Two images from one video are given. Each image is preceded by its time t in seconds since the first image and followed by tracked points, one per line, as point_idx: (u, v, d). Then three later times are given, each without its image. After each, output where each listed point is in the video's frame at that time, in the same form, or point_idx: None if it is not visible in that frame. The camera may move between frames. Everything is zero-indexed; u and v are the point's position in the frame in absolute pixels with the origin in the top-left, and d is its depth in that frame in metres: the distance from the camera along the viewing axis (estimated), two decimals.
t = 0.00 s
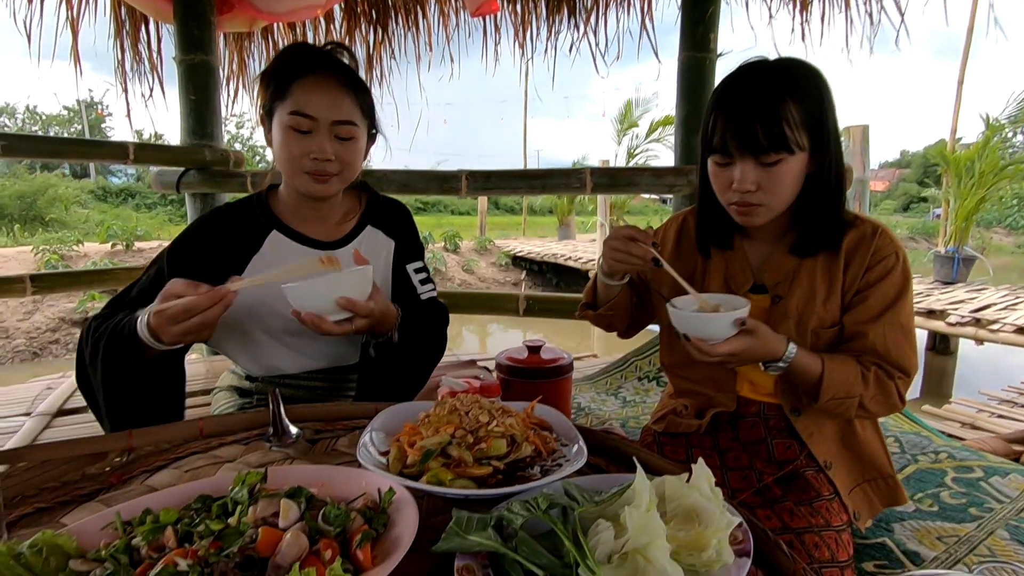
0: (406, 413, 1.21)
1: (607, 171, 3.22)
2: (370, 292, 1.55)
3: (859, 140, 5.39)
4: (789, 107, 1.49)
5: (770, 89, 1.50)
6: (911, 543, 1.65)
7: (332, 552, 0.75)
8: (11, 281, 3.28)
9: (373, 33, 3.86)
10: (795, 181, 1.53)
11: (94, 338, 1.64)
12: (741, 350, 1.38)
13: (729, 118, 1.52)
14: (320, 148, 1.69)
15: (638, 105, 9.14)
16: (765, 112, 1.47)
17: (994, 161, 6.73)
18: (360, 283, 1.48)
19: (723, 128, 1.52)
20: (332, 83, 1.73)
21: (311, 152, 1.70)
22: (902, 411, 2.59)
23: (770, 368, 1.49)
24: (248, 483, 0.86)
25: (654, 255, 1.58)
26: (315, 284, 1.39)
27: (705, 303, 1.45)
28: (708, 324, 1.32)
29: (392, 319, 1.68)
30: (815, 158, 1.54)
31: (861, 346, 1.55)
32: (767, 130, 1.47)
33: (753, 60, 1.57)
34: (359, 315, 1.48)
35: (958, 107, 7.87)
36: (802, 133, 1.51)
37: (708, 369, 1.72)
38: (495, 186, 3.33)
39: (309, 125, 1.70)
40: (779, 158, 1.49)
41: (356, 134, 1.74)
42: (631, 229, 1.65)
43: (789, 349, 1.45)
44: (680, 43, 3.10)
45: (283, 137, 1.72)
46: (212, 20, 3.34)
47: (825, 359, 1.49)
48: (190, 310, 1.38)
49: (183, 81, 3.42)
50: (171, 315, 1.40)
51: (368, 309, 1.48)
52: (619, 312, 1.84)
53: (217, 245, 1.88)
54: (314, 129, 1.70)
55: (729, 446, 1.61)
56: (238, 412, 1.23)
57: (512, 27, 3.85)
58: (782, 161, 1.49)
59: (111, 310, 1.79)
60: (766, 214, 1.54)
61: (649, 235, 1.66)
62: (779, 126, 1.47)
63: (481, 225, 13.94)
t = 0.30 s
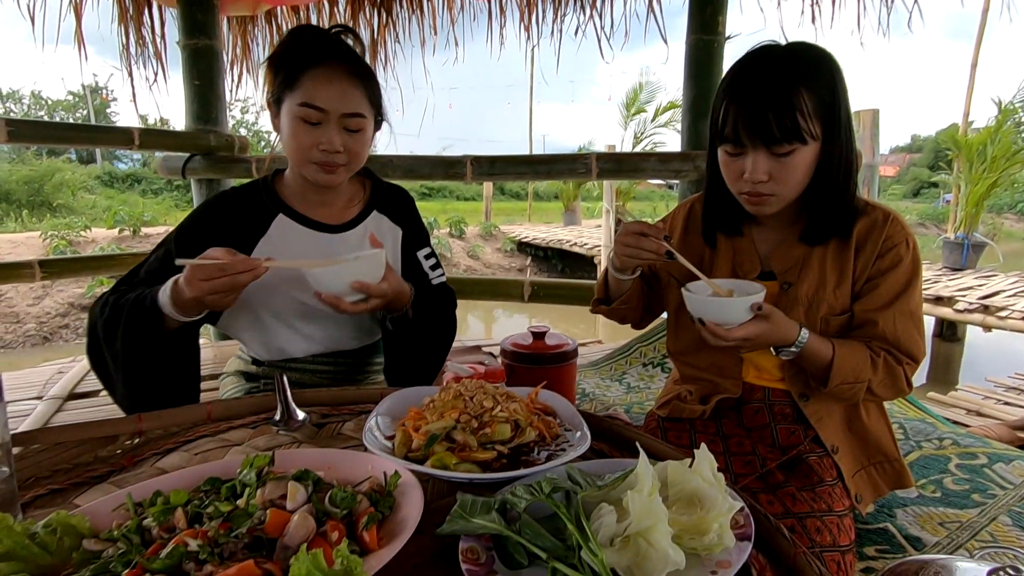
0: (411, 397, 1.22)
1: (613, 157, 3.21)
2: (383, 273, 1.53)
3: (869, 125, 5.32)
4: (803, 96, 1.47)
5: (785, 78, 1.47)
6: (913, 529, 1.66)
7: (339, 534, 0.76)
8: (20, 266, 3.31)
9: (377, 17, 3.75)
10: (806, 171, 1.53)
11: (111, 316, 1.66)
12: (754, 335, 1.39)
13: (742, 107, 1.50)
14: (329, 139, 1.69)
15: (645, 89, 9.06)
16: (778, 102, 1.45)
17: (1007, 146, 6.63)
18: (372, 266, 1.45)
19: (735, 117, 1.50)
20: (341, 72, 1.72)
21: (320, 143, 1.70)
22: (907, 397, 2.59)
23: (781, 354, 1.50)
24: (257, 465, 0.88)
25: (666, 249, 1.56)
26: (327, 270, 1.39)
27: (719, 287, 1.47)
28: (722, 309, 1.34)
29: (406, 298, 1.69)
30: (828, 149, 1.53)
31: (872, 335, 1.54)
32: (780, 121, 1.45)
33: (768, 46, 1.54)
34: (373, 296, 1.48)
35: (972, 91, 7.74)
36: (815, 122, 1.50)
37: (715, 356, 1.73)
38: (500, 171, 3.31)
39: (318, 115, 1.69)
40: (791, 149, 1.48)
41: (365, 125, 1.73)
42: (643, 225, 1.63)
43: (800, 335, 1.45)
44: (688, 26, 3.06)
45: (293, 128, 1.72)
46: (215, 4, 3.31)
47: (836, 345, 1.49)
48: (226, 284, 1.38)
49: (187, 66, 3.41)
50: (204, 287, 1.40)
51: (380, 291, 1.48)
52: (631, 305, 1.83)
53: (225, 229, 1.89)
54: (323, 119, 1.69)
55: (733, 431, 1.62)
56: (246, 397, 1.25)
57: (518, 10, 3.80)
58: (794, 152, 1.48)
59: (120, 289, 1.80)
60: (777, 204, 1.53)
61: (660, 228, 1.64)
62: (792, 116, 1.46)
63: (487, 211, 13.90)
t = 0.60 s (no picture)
0: (416, 391, 1.23)
1: (618, 151, 3.19)
2: (385, 240, 1.56)
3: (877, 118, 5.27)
4: (811, 94, 1.46)
5: (793, 76, 1.47)
6: (916, 524, 1.66)
7: (345, 525, 0.77)
8: (28, 259, 3.34)
9: (383, 10, 3.71)
10: (814, 168, 1.52)
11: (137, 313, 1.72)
12: (759, 329, 1.39)
13: (748, 105, 1.49)
14: (338, 132, 1.68)
15: (652, 82, 9.03)
16: (785, 101, 1.45)
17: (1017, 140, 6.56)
18: (375, 231, 1.47)
19: (742, 114, 1.50)
20: (347, 65, 1.72)
21: (327, 135, 1.70)
22: (913, 393, 2.59)
23: (786, 349, 1.50)
24: (264, 457, 0.89)
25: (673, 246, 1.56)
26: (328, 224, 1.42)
27: (725, 281, 1.47)
28: (726, 301, 1.35)
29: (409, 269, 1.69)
30: (838, 145, 1.52)
31: (878, 331, 1.54)
32: (788, 120, 1.45)
33: (776, 41, 1.53)
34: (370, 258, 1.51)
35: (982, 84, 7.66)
36: (823, 119, 1.49)
37: (720, 351, 1.74)
38: (505, 165, 3.30)
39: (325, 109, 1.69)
40: (799, 147, 1.47)
41: (374, 118, 1.73)
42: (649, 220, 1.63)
43: (805, 330, 1.45)
44: (694, 19, 3.04)
45: (301, 123, 1.72)
46: None
47: (841, 340, 1.49)
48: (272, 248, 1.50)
49: (193, 59, 3.40)
50: (252, 260, 1.51)
51: (378, 255, 1.52)
52: (635, 298, 1.83)
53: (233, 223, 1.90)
54: (331, 113, 1.69)
55: (737, 426, 1.62)
56: (253, 389, 1.26)
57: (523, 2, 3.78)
58: (801, 150, 1.47)
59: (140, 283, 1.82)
60: (783, 201, 1.53)
61: (666, 223, 1.64)
62: (800, 115, 1.45)
63: (491, 204, 13.87)
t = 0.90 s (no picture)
0: (393, 392, 1.23)
1: (608, 149, 3.19)
2: (359, 234, 1.55)
3: (871, 115, 5.28)
4: (791, 93, 1.46)
5: (771, 73, 1.47)
6: (900, 520, 1.67)
7: (312, 526, 0.78)
8: (18, 261, 3.33)
9: (375, 9, 3.66)
10: (796, 167, 1.52)
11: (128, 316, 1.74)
12: (741, 326, 1.39)
13: (727, 104, 1.49)
14: (314, 127, 1.68)
15: (647, 80, 9.06)
16: (764, 100, 1.45)
17: (1011, 136, 6.58)
18: (349, 225, 1.47)
19: (722, 115, 1.50)
20: (325, 63, 1.73)
21: (303, 131, 1.69)
22: (901, 389, 2.59)
23: (769, 347, 1.50)
24: (234, 459, 0.89)
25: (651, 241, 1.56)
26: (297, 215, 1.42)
27: (708, 279, 1.47)
28: (707, 299, 1.35)
29: (387, 261, 1.71)
30: (819, 143, 1.51)
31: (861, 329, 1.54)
32: (767, 119, 1.45)
33: (753, 40, 1.54)
34: (343, 251, 1.51)
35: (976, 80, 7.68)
36: (803, 118, 1.49)
37: (705, 349, 1.73)
38: (496, 164, 3.30)
39: (301, 105, 1.70)
40: (779, 147, 1.47)
41: (352, 115, 1.73)
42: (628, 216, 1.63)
43: (788, 327, 1.45)
44: (684, 17, 3.04)
45: (279, 121, 1.72)
46: None
47: (825, 338, 1.49)
48: (270, 234, 1.50)
49: (182, 60, 3.40)
50: (254, 252, 1.49)
51: (351, 248, 1.52)
52: (620, 296, 1.83)
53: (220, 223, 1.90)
54: (306, 107, 1.69)
55: (721, 424, 1.63)
56: (232, 391, 1.26)
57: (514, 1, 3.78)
58: (783, 149, 1.47)
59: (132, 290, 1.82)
60: (766, 200, 1.53)
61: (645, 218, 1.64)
62: (780, 114, 1.45)
63: (488, 203, 13.86)
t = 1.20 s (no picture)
0: (359, 396, 1.23)
1: (585, 148, 3.20)
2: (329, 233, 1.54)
3: (847, 109, 5.34)
4: (755, 90, 1.47)
5: (735, 72, 1.47)
6: (872, 510, 1.69)
7: (266, 534, 0.77)
8: None
9: (350, 11, 3.60)
10: (763, 163, 1.53)
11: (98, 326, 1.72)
12: (711, 322, 1.39)
13: (691, 104, 1.50)
14: (270, 135, 1.66)
15: (629, 79, 9.16)
16: (729, 98, 1.45)
17: (985, 128, 6.70)
18: (318, 224, 1.45)
19: (689, 112, 1.50)
20: (287, 70, 1.71)
21: (262, 139, 1.67)
22: (877, 380, 2.62)
23: (741, 342, 1.51)
24: (190, 468, 0.88)
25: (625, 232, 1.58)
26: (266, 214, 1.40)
27: (678, 277, 1.47)
28: (676, 296, 1.35)
29: (358, 262, 1.70)
30: (785, 140, 1.52)
31: (830, 322, 1.56)
32: (732, 117, 1.45)
33: (717, 37, 1.55)
34: (312, 251, 1.49)
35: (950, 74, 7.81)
36: (768, 115, 1.50)
37: (679, 345, 1.73)
38: (473, 164, 3.30)
39: (260, 113, 1.68)
40: (745, 144, 1.48)
41: (313, 120, 1.72)
42: (604, 207, 1.64)
43: (758, 322, 1.47)
44: (657, 15, 3.06)
45: (239, 128, 1.70)
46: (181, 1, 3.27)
47: (795, 332, 1.50)
48: (246, 223, 1.47)
49: (154, 64, 3.35)
50: (235, 243, 1.46)
51: (321, 248, 1.50)
52: (593, 291, 1.83)
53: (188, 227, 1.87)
54: (265, 114, 1.68)
55: (694, 420, 1.63)
56: (196, 399, 1.25)
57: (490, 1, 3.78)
58: (748, 146, 1.48)
59: (101, 299, 1.79)
60: (734, 196, 1.54)
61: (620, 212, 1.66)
62: (745, 111, 1.45)
63: (474, 203, 13.84)
